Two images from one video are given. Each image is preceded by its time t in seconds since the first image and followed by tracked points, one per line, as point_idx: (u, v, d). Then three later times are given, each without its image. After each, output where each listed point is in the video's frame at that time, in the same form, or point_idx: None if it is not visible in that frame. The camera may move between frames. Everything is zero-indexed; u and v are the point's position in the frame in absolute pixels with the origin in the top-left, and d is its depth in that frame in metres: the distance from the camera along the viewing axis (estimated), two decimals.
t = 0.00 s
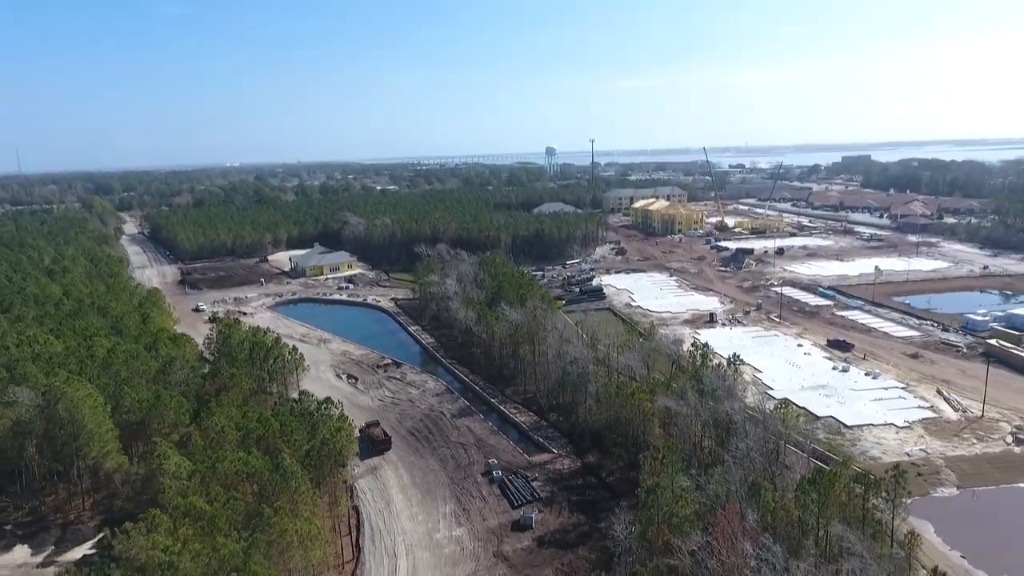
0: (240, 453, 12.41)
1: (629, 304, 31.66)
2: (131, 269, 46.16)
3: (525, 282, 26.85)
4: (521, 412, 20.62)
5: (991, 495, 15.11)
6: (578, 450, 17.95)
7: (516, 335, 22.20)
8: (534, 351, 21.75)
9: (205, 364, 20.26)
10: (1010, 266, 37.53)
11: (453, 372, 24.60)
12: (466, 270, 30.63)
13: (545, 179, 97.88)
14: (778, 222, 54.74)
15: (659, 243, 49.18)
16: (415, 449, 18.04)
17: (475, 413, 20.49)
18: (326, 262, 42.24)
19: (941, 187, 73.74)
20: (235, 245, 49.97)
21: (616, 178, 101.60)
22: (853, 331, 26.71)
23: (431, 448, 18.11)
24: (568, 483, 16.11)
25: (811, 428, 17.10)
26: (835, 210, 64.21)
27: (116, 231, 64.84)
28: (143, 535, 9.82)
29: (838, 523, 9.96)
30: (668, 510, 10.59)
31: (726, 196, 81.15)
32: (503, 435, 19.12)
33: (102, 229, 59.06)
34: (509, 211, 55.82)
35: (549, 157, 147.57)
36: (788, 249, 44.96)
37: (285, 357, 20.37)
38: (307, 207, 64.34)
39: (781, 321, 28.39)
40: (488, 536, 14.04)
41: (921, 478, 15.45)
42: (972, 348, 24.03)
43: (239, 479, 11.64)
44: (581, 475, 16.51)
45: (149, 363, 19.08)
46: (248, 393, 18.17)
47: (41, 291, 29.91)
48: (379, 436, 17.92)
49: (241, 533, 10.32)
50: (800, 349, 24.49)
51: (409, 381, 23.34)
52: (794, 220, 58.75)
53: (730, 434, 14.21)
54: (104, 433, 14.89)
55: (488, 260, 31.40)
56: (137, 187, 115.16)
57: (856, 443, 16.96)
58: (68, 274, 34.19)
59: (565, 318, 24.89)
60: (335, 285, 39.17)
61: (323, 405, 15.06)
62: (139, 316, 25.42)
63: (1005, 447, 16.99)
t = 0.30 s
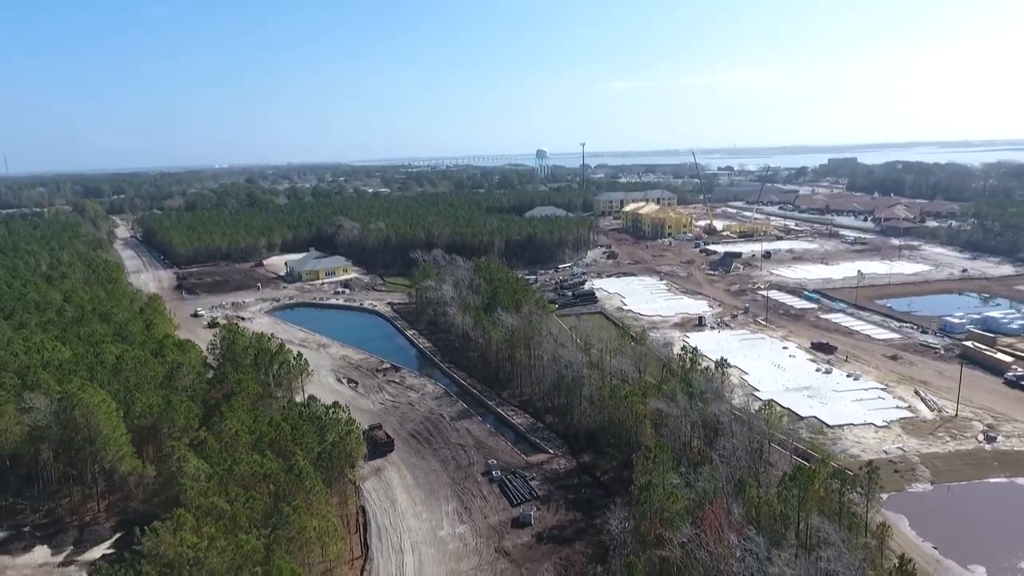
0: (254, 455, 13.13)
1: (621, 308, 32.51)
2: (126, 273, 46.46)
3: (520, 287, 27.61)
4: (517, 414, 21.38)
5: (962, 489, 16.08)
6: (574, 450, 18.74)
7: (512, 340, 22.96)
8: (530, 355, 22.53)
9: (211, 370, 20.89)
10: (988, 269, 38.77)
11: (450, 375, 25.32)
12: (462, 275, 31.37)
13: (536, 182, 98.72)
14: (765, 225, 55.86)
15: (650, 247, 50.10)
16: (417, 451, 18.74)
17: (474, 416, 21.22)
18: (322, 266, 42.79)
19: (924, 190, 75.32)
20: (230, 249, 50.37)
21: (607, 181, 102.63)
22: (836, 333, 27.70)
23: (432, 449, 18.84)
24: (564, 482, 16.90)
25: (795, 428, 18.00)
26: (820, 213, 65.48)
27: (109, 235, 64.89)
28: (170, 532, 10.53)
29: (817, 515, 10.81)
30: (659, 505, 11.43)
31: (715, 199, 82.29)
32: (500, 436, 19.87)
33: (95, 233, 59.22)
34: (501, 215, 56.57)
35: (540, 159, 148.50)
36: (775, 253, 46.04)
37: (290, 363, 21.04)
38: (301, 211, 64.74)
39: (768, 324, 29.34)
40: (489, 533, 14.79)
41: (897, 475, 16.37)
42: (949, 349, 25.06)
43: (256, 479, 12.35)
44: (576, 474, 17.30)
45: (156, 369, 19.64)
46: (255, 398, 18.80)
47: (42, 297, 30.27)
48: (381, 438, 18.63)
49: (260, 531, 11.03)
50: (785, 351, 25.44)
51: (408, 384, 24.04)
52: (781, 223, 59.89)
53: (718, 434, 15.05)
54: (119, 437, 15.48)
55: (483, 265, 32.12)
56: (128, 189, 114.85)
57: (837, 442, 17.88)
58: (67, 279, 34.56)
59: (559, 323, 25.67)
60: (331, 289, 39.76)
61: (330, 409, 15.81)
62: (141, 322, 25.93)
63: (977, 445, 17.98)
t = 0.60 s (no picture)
0: (263, 457, 13.78)
1: (608, 311, 33.43)
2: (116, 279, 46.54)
3: (511, 292, 28.37)
4: (510, 416, 22.14)
5: (930, 482, 17.15)
6: (565, 449, 19.57)
7: (505, 344, 23.73)
8: (522, 358, 23.31)
9: (211, 375, 21.43)
10: (960, 271, 40.27)
11: (444, 378, 26.02)
12: (454, 280, 32.07)
13: (523, 185, 99.52)
14: (748, 228, 57.17)
15: (636, 250, 51.13)
16: (414, 452, 19.46)
17: (468, 418, 21.95)
18: (313, 271, 43.26)
19: (901, 193, 77.26)
20: (220, 254, 50.59)
21: (593, 184, 103.65)
22: (815, 335, 28.82)
23: (429, 450, 19.57)
24: (556, 480, 17.72)
25: (774, 427, 18.97)
26: (801, 216, 67.01)
27: (95, 239, 64.65)
28: (189, 530, 11.18)
29: (792, 507, 11.73)
30: (647, 500, 12.29)
31: (698, 202, 83.65)
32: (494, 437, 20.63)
33: (82, 238, 59.03)
34: (489, 219, 57.33)
35: (526, 162, 149.49)
36: (757, 256, 47.28)
37: (289, 368, 21.67)
38: (289, 214, 65.03)
39: (749, 326, 30.41)
40: (486, 529, 15.56)
41: (870, 470, 17.40)
42: (921, 350, 26.25)
43: (266, 480, 13.00)
44: (568, 473, 18.12)
45: (159, 375, 20.16)
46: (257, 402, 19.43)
47: (35, 303, 30.47)
48: (380, 441, 19.31)
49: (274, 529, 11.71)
50: (766, 353, 26.48)
51: (403, 388, 24.72)
52: (763, 226, 61.25)
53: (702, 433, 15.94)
54: (127, 441, 16.02)
55: (474, 270, 32.86)
56: (111, 192, 113.90)
57: (814, 439, 18.89)
58: (59, 285, 34.71)
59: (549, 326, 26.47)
60: (322, 294, 40.27)
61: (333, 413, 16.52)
62: (138, 328, 26.32)
63: (945, 440, 19.08)
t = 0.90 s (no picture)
0: (266, 460, 14.43)
1: (591, 314, 34.36)
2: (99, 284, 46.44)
3: (497, 296, 29.13)
4: (499, 417, 22.92)
5: (895, 474, 18.29)
6: (552, 448, 20.41)
7: (492, 348, 24.49)
8: (509, 362, 24.09)
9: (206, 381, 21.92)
10: (927, 272, 41.88)
11: (433, 382, 26.70)
12: (441, 285, 32.74)
13: (505, 187, 100.26)
14: (726, 231, 58.58)
15: (617, 253, 52.21)
16: (407, 454, 20.15)
17: (458, 420, 22.68)
18: (299, 275, 43.60)
19: (873, 195, 79.42)
20: (204, 258, 50.66)
21: (574, 186, 104.73)
22: (789, 336, 30.03)
23: (421, 452, 20.30)
24: (545, 478, 18.55)
25: (750, 425, 20.02)
26: (777, 218, 68.65)
27: (74, 244, 64.11)
28: (200, 530, 11.80)
29: (765, 499, 12.68)
30: (632, 494, 13.16)
31: (678, 205, 85.06)
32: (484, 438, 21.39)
33: (61, 243, 58.54)
34: (473, 223, 58.04)
35: (507, 164, 150.54)
36: (735, 258, 48.61)
37: (283, 373, 22.25)
38: (273, 218, 65.11)
39: (727, 328, 31.54)
40: (479, 525, 16.34)
41: (838, 464, 18.50)
42: (889, 349, 27.55)
43: (270, 482, 13.63)
44: (555, 471, 18.96)
45: (156, 382, 20.61)
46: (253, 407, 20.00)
47: (22, 310, 30.53)
48: (373, 443, 19.99)
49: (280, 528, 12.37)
50: (743, 353, 27.59)
51: (393, 391, 25.37)
52: (741, 229, 62.77)
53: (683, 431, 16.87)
54: (128, 447, 16.49)
55: (460, 274, 33.56)
56: (88, 194, 112.48)
57: (787, 436, 19.97)
58: (45, 291, 34.72)
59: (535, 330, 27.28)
60: (309, 299, 40.69)
61: (331, 417, 17.23)
62: (130, 335, 26.62)
63: (909, 435, 20.28)
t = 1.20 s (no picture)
0: (261, 463, 15.03)
1: (568, 316, 35.35)
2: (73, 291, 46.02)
3: (477, 300, 29.88)
4: (481, 418, 23.70)
5: (854, 466, 19.54)
6: (533, 447, 21.28)
7: (474, 351, 25.26)
8: (490, 364, 24.86)
9: (193, 388, 22.32)
10: (888, 272, 43.77)
11: (416, 385, 27.35)
12: (422, 289, 33.38)
13: (481, 190, 101.02)
14: (697, 233, 60.17)
15: (593, 255, 53.37)
16: (393, 455, 20.83)
17: (441, 422, 23.40)
18: (279, 280, 43.75)
19: (838, 197, 82.03)
20: (181, 264, 50.47)
21: (549, 188, 105.96)
22: (758, 335, 31.37)
23: (407, 453, 20.99)
24: (527, 476, 19.40)
25: (720, 421, 21.15)
26: (747, 220, 70.56)
27: (45, 249, 63.14)
28: (202, 530, 12.36)
29: (733, 489, 13.70)
30: (610, 488, 14.08)
31: (651, 207, 86.68)
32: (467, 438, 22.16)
33: (31, 249, 57.65)
34: (451, 226, 58.70)
35: (483, 166, 151.34)
36: (706, 260, 50.10)
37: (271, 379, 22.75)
38: (249, 222, 64.91)
39: (699, 328, 32.79)
40: (466, 522, 17.13)
41: (802, 456, 19.69)
42: (850, 347, 29.03)
43: (265, 483, 14.22)
44: (537, 469, 19.83)
45: (144, 389, 20.93)
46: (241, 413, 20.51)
47: None
48: (360, 446, 20.65)
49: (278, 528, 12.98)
50: (714, 353, 28.81)
51: (377, 394, 25.97)
52: (712, 231, 64.45)
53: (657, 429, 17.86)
54: (122, 453, 16.86)
55: (441, 279, 34.27)
56: (55, 198, 110.18)
57: (754, 431, 21.14)
58: (21, 299, 34.48)
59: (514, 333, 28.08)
60: (289, 303, 40.97)
61: (320, 421, 17.94)
62: (112, 343, 26.77)
63: (868, 428, 21.62)
